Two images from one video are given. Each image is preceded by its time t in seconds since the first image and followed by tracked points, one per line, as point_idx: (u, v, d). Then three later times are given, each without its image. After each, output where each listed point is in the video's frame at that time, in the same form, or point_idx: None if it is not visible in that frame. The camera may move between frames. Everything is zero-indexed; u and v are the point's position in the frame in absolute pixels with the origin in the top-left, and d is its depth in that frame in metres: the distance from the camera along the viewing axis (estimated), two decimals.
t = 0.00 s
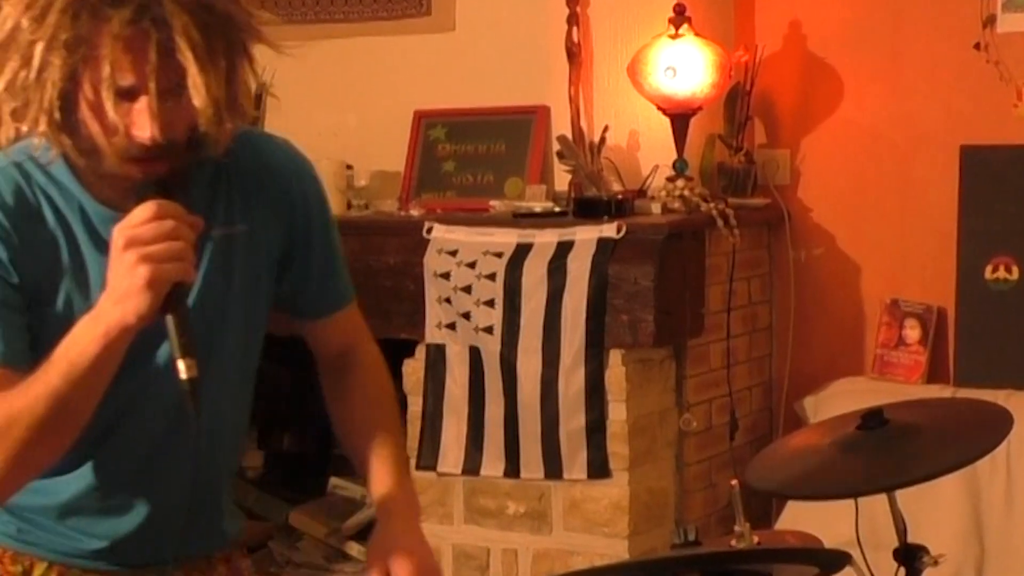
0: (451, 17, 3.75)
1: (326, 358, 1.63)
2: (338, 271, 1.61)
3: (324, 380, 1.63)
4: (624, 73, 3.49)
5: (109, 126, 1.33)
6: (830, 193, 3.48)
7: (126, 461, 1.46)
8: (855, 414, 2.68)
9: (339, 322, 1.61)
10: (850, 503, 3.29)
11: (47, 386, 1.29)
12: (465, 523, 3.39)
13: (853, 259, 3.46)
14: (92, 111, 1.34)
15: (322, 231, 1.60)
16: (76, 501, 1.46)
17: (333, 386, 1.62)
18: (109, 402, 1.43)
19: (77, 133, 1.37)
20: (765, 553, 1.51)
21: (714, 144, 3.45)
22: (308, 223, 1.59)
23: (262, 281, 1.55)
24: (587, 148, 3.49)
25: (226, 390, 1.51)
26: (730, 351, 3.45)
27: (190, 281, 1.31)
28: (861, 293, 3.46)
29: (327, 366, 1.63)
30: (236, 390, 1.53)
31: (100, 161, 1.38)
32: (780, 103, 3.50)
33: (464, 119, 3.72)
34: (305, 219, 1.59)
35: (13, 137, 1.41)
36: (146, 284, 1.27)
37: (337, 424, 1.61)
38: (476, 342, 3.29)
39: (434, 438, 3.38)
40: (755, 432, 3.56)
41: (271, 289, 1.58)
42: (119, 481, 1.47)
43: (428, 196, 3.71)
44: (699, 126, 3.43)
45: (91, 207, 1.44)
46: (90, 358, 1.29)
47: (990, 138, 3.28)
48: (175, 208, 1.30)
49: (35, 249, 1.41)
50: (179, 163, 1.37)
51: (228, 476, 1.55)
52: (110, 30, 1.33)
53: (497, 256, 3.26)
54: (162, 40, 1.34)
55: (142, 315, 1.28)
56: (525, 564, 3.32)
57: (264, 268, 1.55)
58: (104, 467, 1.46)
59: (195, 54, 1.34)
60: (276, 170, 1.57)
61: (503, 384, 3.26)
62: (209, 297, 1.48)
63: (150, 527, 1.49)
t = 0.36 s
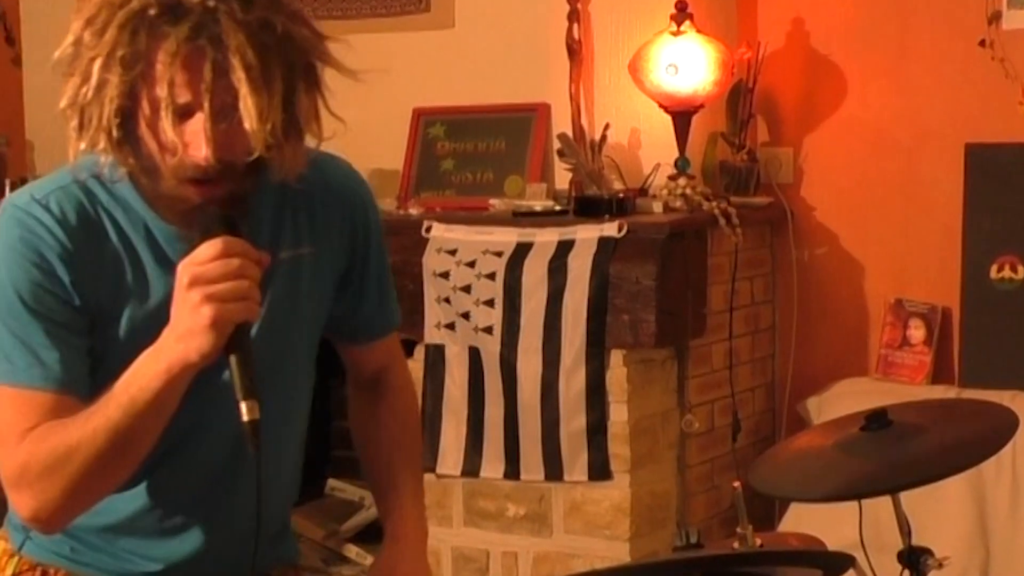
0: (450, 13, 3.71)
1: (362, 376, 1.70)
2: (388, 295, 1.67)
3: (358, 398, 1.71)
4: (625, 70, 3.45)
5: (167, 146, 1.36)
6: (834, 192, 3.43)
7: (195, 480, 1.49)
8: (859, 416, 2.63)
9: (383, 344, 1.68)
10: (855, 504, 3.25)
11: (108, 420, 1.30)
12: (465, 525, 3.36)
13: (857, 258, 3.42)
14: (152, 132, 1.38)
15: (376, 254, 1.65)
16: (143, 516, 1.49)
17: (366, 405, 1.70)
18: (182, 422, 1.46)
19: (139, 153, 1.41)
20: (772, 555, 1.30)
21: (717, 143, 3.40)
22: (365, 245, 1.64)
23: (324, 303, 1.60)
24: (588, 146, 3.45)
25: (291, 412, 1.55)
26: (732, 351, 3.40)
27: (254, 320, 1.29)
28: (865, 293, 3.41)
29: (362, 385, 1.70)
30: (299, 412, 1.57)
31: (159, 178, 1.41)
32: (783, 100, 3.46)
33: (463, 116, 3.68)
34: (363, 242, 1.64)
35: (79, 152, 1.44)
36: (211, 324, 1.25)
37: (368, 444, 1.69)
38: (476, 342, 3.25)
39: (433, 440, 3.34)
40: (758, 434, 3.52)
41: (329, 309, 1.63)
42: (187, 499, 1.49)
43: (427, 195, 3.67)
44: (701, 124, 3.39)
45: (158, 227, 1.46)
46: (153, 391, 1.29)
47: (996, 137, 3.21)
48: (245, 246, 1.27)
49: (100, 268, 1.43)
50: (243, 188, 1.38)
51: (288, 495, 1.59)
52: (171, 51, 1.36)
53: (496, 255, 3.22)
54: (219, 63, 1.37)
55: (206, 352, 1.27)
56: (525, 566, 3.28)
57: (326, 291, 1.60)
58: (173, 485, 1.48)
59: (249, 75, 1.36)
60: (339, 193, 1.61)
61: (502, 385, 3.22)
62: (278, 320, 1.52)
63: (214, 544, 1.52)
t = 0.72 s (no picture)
0: (446, 11, 3.67)
1: (369, 343, 1.61)
2: (404, 265, 1.57)
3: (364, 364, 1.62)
4: (623, 68, 3.40)
5: (189, 102, 1.24)
6: (834, 191, 3.39)
7: (212, 461, 1.38)
8: (860, 417, 2.60)
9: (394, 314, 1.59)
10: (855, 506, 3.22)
11: (110, 394, 1.21)
12: (461, 528, 3.32)
13: (858, 259, 3.38)
14: (173, 88, 1.26)
15: (394, 222, 1.55)
16: (158, 500, 1.37)
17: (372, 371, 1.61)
18: (196, 398, 1.35)
19: (158, 112, 1.28)
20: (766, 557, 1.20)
21: (716, 141, 3.37)
22: (383, 213, 1.54)
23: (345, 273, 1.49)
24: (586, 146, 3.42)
25: (311, 388, 1.44)
26: (732, 352, 3.37)
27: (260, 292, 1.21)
28: (866, 294, 3.37)
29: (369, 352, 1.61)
30: (318, 389, 1.46)
31: (180, 141, 1.29)
32: (782, 99, 3.42)
33: (459, 115, 3.64)
34: (381, 209, 1.54)
35: (97, 117, 1.32)
36: (214, 297, 1.17)
37: (374, 413, 1.60)
38: (472, 343, 3.21)
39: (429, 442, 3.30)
40: (757, 435, 3.48)
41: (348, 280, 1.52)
42: (204, 482, 1.38)
43: (423, 194, 3.63)
44: (700, 122, 3.37)
45: (175, 192, 1.34)
46: (157, 363, 1.20)
47: (997, 136, 3.18)
48: (251, 216, 1.18)
49: (115, 237, 1.31)
50: (265, 149, 1.29)
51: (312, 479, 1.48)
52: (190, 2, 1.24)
53: (493, 255, 3.19)
54: (241, 12, 1.24)
55: (210, 326, 1.18)
56: (523, 569, 3.25)
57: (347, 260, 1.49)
58: (188, 465, 1.37)
59: (272, 26, 1.24)
60: (356, 156, 1.51)
61: (499, 386, 3.18)
62: (296, 291, 1.41)
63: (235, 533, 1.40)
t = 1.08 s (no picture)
0: (420, 16, 3.65)
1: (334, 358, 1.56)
2: (366, 281, 1.54)
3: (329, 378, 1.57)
4: (598, 72, 3.39)
5: (143, 135, 1.23)
6: (809, 196, 3.38)
7: (168, 485, 1.35)
8: (836, 422, 2.59)
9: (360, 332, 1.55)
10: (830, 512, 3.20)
11: (65, 415, 1.18)
12: (434, 535, 3.29)
13: (833, 264, 3.37)
14: (128, 119, 1.24)
15: (353, 236, 1.52)
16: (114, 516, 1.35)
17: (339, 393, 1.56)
18: (149, 423, 1.32)
19: (114, 143, 1.27)
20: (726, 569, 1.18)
21: (690, 146, 3.35)
22: (343, 228, 1.51)
23: (303, 291, 1.46)
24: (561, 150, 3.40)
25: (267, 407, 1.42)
26: (707, 358, 3.35)
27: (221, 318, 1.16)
28: (841, 299, 3.36)
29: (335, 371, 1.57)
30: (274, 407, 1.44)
31: (134, 169, 1.27)
32: (757, 104, 3.41)
33: (433, 120, 3.62)
34: (340, 223, 1.51)
35: (47, 139, 1.30)
36: (174, 322, 1.12)
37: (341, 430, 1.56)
38: (446, 349, 3.19)
39: (403, 449, 3.28)
40: (732, 441, 3.47)
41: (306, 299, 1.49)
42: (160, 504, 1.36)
43: (396, 199, 3.61)
44: (675, 126, 3.34)
45: (127, 210, 1.31)
46: (116, 387, 1.16)
47: (972, 140, 3.18)
48: (210, 240, 1.14)
49: (66, 254, 1.29)
50: (221, 178, 1.24)
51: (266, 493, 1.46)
52: (145, 41, 1.23)
53: (467, 260, 3.16)
54: (197, 51, 1.23)
55: (167, 351, 1.14)
56: None
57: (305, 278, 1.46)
58: (143, 490, 1.35)
59: (229, 63, 1.23)
60: (314, 173, 1.48)
61: (473, 392, 3.16)
62: (251, 312, 1.38)
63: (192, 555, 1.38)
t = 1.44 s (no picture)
0: (395, 20, 3.62)
1: (316, 400, 1.56)
2: (333, 300, 1.55)
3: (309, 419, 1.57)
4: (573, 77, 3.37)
5: (97, 148, 1.27)
6: (784, 201, 3.37)
7: (116, 491, 1.42)
8: (811, 428, 2.57)
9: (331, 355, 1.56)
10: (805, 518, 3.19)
11: (25, 417, 1.24)
12: (408, 540, 3.27)
13: (807, 269, 3.36)
14: (82, 133, 1.28)
15: (315, 252, 1.54)
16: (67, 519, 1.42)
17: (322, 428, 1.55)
18: (97, 433, 1.39)
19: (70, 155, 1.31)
20: None
21: (666, 151, 3.34)
22: (302, 247, 1.53)
23: (256, 308, 1.51)
24: (535, 156, 3.38)
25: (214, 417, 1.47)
26: (681, 363, 3.34)
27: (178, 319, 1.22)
28: (816, 304, 3.35)
29: (316, 406, 1.56)
30: (224, 417, 1.49)
31: (87, 184, 1.31)
32: (732, 109, 3.40)
33: (407, 125, 3.60)
34: (295, 242, 1.53)
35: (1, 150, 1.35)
36: (129, 325, 1.18)
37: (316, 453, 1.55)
38: (420, 354, 3.17)
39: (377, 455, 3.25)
40: (707, 447, 3.45)
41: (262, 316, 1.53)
42: (110, 508, 1.43)
43: (371, 204, 3.59)
44: (650, 131, 3.32)
45: (76, 221, 1.37)
46: (69, 393, 1.23)
47: (946, 145, 3.16)
48: (163, 243, 1.20)
49: (18, 267, 1.35)
50: (172, 192, 1.30)
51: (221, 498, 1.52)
52: (100, 56, 1.27)
53: (441, 265, 3.14)
54: (152, 66, 1.28)
55: (125, 352, 1.20)
56: None
57: (257, 294, 1.51)
58: (93, 497, 1.42)
59: (183, 78, 1.27)
60: (269, 192, 1.51)
61: (447, 398, 3.14)
62: (197, 329, 1.44)
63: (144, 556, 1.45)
